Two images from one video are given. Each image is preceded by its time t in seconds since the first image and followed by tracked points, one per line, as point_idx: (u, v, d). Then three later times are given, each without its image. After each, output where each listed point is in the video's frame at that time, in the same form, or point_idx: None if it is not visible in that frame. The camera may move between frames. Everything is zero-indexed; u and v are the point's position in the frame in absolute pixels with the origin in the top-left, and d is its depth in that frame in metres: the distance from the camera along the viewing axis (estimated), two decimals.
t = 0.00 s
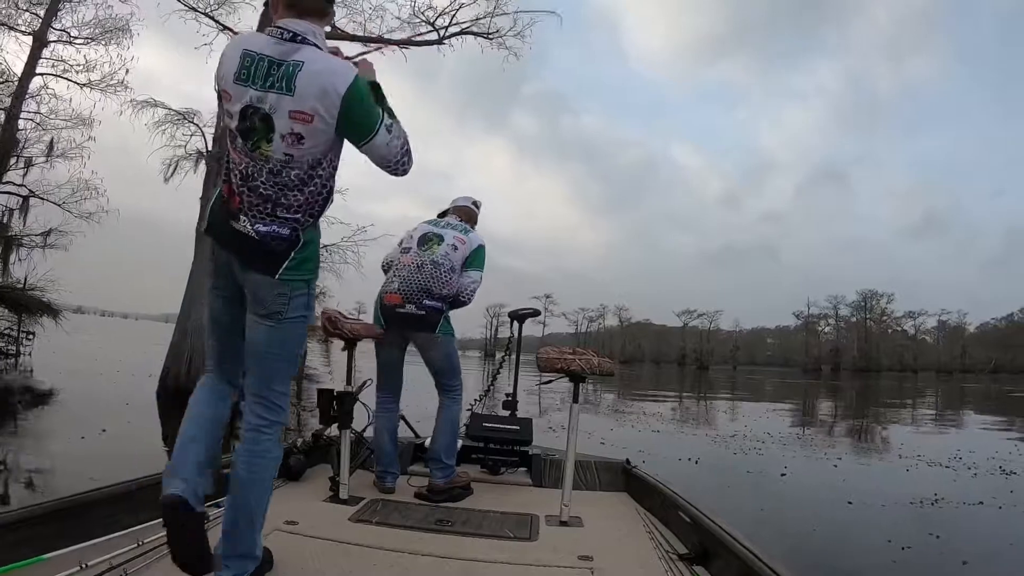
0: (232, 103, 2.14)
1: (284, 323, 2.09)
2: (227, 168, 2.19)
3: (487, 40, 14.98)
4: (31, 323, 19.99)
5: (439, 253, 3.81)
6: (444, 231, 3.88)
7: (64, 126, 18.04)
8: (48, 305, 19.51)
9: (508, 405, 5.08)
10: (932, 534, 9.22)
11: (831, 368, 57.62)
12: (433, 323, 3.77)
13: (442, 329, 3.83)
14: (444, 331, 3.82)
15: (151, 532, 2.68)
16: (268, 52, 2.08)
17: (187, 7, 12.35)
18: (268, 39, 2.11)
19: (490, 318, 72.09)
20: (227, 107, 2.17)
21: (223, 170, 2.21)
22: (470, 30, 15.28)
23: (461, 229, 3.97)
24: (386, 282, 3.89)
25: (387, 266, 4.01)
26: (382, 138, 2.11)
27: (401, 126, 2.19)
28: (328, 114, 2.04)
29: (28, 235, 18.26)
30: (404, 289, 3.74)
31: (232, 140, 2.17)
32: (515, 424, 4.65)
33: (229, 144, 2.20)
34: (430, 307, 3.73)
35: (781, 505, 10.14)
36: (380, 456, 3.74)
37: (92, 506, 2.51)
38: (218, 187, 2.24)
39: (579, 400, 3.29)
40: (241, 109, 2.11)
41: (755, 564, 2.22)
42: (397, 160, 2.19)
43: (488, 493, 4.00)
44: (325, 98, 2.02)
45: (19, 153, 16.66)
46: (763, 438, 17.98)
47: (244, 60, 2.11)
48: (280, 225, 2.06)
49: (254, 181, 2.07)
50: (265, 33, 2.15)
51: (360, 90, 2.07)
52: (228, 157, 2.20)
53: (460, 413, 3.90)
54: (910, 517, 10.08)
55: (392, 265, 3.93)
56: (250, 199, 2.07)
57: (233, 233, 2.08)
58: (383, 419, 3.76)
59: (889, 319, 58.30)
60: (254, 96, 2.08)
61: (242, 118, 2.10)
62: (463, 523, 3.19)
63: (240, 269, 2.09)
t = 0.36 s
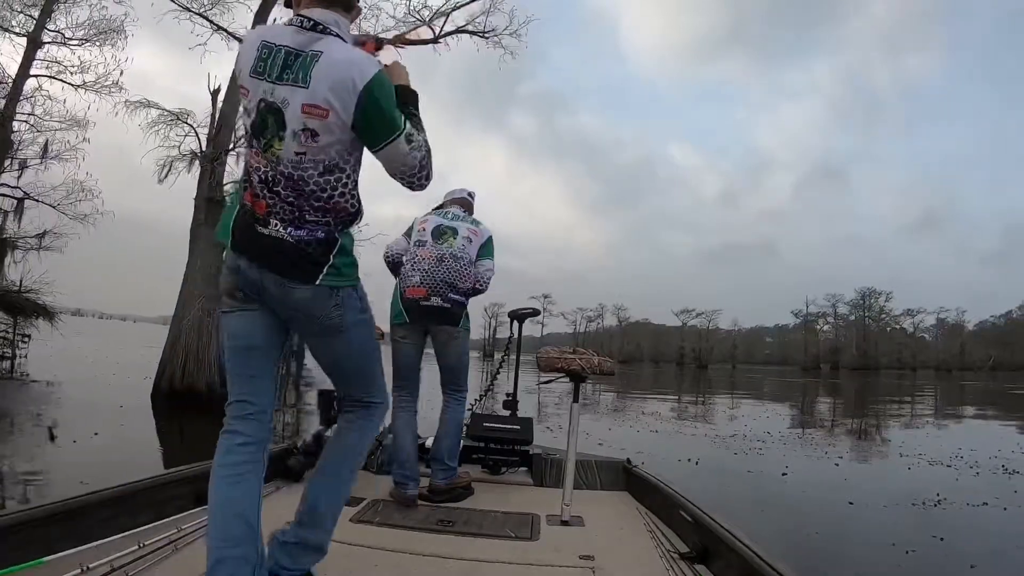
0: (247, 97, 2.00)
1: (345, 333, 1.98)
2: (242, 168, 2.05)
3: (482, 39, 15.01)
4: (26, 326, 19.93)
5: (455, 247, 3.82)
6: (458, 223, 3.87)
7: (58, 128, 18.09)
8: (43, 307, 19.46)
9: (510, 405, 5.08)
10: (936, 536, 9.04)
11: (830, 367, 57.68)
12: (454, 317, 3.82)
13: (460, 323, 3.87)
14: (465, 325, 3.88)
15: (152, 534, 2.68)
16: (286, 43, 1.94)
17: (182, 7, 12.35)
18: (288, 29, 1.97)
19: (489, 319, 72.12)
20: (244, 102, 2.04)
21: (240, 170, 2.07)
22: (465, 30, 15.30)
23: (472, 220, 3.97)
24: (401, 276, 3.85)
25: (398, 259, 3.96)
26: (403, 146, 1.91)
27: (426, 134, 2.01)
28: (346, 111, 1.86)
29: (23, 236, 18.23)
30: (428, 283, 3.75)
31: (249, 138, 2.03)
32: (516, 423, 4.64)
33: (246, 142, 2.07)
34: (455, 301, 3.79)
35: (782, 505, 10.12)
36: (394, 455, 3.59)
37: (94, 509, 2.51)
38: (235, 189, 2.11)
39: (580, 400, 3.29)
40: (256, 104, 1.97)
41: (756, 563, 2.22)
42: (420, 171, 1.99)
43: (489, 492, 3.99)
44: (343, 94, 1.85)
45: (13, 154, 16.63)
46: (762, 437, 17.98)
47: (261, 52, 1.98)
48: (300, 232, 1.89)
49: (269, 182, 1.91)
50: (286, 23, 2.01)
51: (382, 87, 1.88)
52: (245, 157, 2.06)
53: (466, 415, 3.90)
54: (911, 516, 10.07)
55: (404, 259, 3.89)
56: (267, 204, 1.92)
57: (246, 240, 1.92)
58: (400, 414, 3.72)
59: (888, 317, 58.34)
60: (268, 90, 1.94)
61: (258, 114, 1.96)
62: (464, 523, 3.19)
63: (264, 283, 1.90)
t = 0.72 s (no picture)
0: (292, 91, 2.00)
1: (386, 321, 1.83)
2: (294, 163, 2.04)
3: (477, 39, 14.99)
4: (21, 327, 19.89)
5: (443, 245, 3.84)
6: (445, 221, 3.89)
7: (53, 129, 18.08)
8: (38, 309, 19.43)
9: (510, 405, 5.07)
10: (937, 538, 8.98)
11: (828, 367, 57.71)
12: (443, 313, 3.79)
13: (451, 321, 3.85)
14: (455, 323, 3.85)
15: (152, 534, 2.67)
16: (325, 31, 1.92)
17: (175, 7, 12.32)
18: (327, 16, 1.95)
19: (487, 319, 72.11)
20: (289, 95, 2.03)
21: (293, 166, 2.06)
22: (459, 30, 15.28)
23: (460, 218, 3.98)
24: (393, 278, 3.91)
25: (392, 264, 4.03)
26: (462, 118, 1.83)
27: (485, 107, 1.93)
28: (391, 91, 1.80)
29: (18, 238, 18.21)
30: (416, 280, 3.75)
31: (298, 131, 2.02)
32: (517, 423, 4.64)
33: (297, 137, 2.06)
34: (442, 298, 3.77)
35: (781, 506, 10.10)
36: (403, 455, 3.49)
37: (94, 508, 2.51)
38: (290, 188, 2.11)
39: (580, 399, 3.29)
40: (301, 95, 1.95)
41: (757, 563, 2.21)
42: (483, 141, 1.90)
43: (489, 492, 3.99)
44: (386, 72, 1.79)
45: (8, 156, 16.60)
46: (759, 437, 18.00)
47: (300, 44, 1.97)
48: (351, 217, 1.83)
49: (318, 172, 1.88)
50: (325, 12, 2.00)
51: (428, 60, 1.81)
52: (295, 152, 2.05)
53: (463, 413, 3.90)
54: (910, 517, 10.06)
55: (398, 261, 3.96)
56: (317, 193, 1.88)
57: (298, 232, 1.89)
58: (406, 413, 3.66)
59: (886, 317, 58.36)
60: (311, 79, 1.92)
61: (303, 105, 1.94)
62: (464, 523, 3.19)
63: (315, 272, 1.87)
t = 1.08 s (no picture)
0: (320, 85, 1.91)
1: (417, 320, 1.83)
2: (320, 163, 1.95)
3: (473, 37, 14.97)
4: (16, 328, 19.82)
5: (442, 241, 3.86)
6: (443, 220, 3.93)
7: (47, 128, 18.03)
8: (33, 309, 19.36)
9: (510, 405, 5.07)
10: (941, 541, 8.93)
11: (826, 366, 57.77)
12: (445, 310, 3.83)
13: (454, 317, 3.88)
14: (455, 319, 3.87)
15: (155, 537, 2.67)
16: (357, 22, 1.88)
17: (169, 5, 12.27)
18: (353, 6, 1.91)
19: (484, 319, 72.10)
20: (312, 92, 1.93)
21: (317, 167, 1.97)
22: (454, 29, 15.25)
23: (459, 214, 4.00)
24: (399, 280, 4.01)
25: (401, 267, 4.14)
26: (505, 90, 1.95)
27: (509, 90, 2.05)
28: (446, 77, 1.84)
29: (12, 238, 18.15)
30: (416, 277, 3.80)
31: (325, 130, 1.94)
32: (517, 424, 4.64)
33: (320, 137, 1.97)
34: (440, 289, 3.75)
35: (780, 507, 10.11)
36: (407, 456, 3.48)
37: (96, 510, 2.50)
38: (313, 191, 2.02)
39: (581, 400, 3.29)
40: (335, 87, 1.88)
41: (760, 564, 2.21)
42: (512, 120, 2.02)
43: (490, 493, 3.99)
44: (440, 61, 1.83)
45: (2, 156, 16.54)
46: (758, 438, 17.99)
47: (326, 36, 1.90)
48: (389, 216, 1.83)
49: (365, 168, 1.84)
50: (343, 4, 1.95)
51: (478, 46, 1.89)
52: (321, 151, 1.96)
53: (464, 414, 3.91)
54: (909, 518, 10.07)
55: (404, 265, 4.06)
56: (367, 189, 1.85)
57: (349, 231, 1.84)
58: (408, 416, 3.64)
59: (884, 317, 58.45)
60: (349, 71, 1.86)
61: (338, 99, 1.88)
62: (466, 524, 3.19)
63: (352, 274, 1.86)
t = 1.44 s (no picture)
0: (325, 87, 1.76)
1: (411, 323, 1.89)
2: (311, 170, 1.78)
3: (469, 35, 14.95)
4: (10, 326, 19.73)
5: (451, 246, 3.80)
6: (452, 222, 3.85)
7: (41, 125, 17.94)
8: (27, 308, 19.27)
9: (511, 405, 5.07)
10: (942, 546, 8.83)
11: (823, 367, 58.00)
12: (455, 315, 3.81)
13: (463, 320, 3.86)
14: (464, 323, 3.85)
15: (156, 538, 2.66)
16: (367, 27, 1.81)
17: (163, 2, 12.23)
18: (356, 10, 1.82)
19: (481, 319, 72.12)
20: (312, 91, 1.76)
21: (305, 174, 1.78)
22: (450, 26, 15.24)
23: (469, 214, 3.91)
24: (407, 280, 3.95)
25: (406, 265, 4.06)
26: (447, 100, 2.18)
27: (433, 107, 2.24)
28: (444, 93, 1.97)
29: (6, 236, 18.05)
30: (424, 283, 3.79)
31: (320, 134, 1.78)
32: (519, 424, 4.64)
33: (308, 140, 1.79)
34: (450, 299, 3.76)
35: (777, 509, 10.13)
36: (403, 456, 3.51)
37: (95, 511, 2.49)
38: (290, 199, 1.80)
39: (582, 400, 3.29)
40: (346, 91, 1.77)
41: (761, 565, 2.21)
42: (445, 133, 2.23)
43: (490, 493, 4.00)
44: (444, 77, 1.96)
45: None
46: (754, 438, 18.03)
47: (330, 37, 1.77)
48: (396, 220, 1.83)
49: (377, 176, 1.80)
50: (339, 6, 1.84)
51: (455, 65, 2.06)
52: (310, 155, 1.78)
53: (468, 416, 3.91)
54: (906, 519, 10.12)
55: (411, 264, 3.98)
56: (374, 193, 1.79)
57: (361, 241, 1.77)
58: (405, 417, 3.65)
59: (881, 318, 58.68)
60: (365, 77, 1.79)
61: (349, 103, 1.78)
62: (467, 525, 3.19)
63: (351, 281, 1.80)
